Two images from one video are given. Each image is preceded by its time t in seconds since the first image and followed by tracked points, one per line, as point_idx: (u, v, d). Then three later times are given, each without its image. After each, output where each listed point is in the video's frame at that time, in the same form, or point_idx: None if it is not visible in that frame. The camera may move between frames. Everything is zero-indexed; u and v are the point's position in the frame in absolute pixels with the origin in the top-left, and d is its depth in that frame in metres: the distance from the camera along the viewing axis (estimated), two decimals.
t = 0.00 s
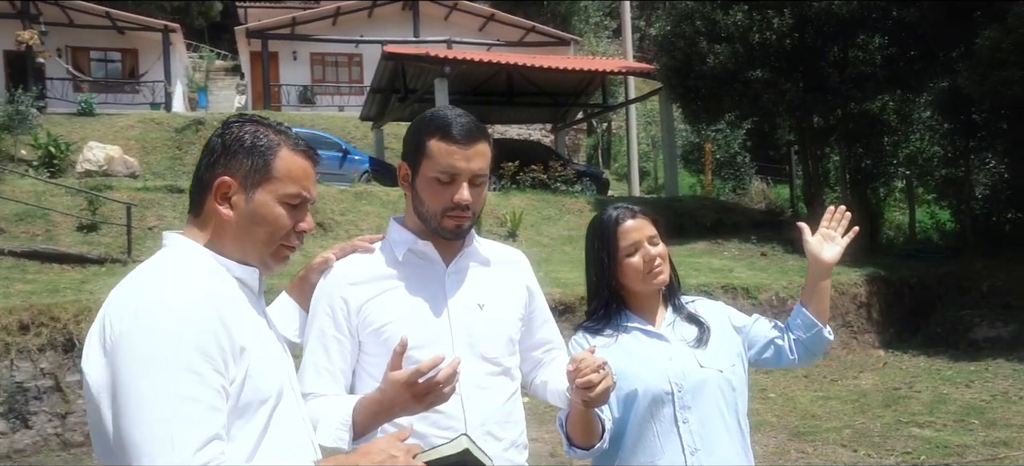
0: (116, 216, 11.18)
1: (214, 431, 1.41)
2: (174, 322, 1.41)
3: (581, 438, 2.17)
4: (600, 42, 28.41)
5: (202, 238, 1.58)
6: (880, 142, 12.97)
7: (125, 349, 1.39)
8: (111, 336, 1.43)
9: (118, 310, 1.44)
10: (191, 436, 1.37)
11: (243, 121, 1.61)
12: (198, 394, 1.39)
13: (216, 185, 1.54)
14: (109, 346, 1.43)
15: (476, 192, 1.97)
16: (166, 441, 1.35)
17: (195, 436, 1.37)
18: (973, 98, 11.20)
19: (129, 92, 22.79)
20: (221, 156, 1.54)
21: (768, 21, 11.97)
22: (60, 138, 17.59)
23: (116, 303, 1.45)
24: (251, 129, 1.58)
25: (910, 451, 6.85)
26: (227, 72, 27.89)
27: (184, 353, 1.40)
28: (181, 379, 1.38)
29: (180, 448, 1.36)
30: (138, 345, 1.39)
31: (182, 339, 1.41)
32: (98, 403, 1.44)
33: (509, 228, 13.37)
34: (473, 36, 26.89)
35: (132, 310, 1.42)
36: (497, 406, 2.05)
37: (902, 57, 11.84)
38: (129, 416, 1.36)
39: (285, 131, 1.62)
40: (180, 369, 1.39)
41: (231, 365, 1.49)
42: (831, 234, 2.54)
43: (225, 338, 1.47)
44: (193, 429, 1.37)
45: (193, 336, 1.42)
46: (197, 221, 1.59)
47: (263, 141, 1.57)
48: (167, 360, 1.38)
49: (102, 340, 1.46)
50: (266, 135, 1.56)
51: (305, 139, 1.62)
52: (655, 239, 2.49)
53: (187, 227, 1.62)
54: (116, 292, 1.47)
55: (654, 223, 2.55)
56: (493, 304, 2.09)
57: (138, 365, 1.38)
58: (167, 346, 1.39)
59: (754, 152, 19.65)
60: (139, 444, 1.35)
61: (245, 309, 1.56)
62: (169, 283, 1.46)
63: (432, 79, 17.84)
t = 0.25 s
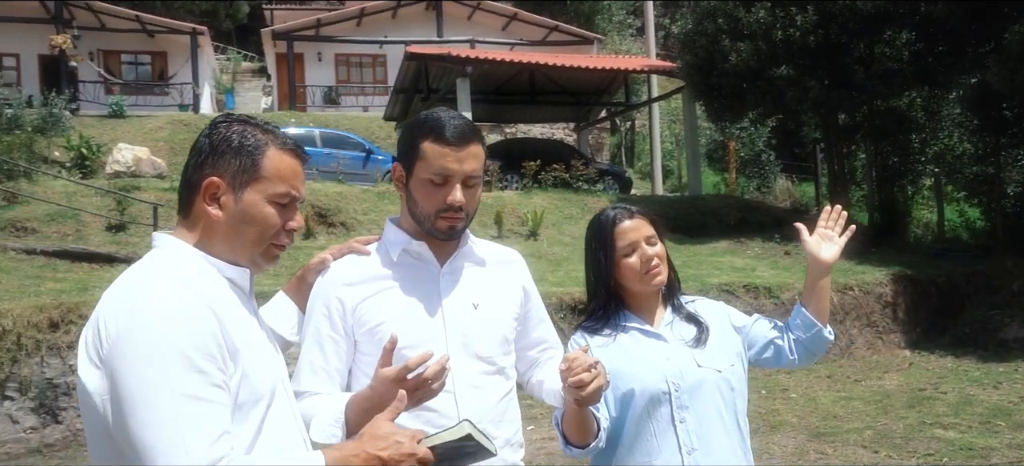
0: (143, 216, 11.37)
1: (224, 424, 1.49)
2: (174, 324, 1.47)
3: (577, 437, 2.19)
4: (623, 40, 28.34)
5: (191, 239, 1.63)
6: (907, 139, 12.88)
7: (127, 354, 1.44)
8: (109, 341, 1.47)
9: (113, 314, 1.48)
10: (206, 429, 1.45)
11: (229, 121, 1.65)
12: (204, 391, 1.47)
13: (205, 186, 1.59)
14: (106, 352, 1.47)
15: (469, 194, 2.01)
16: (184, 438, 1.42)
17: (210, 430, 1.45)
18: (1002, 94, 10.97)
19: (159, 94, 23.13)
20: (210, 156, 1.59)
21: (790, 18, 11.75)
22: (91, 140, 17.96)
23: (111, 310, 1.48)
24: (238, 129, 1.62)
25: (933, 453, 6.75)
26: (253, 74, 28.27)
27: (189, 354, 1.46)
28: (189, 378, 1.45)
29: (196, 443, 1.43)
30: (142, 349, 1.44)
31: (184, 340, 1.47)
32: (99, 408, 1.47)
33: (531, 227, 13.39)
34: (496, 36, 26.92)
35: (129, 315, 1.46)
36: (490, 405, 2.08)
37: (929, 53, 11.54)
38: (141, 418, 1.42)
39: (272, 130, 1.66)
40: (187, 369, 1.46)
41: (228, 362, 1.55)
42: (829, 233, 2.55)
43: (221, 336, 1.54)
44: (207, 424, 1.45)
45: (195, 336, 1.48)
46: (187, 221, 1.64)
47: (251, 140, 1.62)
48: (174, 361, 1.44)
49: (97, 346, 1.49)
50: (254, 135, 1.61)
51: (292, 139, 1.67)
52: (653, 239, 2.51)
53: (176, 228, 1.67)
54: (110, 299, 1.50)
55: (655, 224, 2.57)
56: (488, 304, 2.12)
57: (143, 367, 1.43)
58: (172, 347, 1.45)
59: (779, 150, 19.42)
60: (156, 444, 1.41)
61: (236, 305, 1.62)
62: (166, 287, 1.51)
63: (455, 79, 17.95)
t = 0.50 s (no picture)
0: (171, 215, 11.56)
1: (227, 417, 1.54)
2: (169, 324, 1.50)
3: (572, 435, 2.20)
4: (650, 37, 28.20)
5: (181, 238, 1.68)
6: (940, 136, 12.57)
7: (127, 356, 1.47)
8: (106, 345, 1.49)
9: (105, 319, 1.51)
10: (212, 424, 1.49)
11: (215, 121, 1.70)
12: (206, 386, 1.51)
13: (194, 186, 1.64)
14: (102, 357, 1.49)
15: (462, 194, 2.03)
16: (193, 434, 1.47)
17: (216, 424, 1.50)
18: None
19: (189, 96, 23.47)
20: (198, 156, 1.64)
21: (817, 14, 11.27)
22: (124, 141, 18.33)
23: (105, 316, 1.51)
24: (225, 129, 1.68)
25: (959, 456, 6.48)
26: (282, 74, 28.65)
27: (188, 351, 1.50)
28: (190, 375, 1.49)
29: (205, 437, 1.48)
30: (140, 350, 1.47)
31: (181, 338, 1.50)
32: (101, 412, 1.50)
33: (554, 226, 13.37)
34: (522, 35, 26.82)
35: (123, 318, 1.49)
36: (483, 403, 2.08)
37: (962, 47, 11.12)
38: (146, 418, 1.45)
39: (259, 130, 1.71)
40: (188, 366, 1.50)
41: (225, 358, 1.60)
42: (832, 232, 2.54)
43: (215, 331, 1.59)
44: (212, 417, 1.50)
45: (191, 333, 1.52)
46: (177, 221, 1.69)
47: (238, 140, 1.67)
48: (174, 360, 1.48)
49: (92, 353, 1.52)
50: (241, 134, 1.66)
51: (280, 138, 1.72)
52: (651, 237, 2.51)
53: (168, 228, 1.72)
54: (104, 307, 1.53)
55: (656, 224, 2.56)
56: (482, 303, 2.14)
57: (143, 368, 1.47)
58: (170, 347, 1.49)
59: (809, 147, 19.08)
60: (165, 443, 1.45)
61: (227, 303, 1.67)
62: (157, 290, 1.54)
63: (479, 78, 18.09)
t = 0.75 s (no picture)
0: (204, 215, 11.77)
1: (231, 414, 1.52)
2: (169, 322, 1.49)
3: (572, 433, 2.21)
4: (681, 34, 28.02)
5: (178, 239, 1.72)
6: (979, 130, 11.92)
7: (127, 354, 1.46)
8: (105, 346, 1.48)
9: (104, 320, 1.49)
10: (219, 421, 1.48)
11: (212, 124, 1.75)
12: (208, 383, 1.50)
13: (190, 189, 1.69)
14: (102, 356, 1.47)
15: (460, 195, 2.06)
16: (202, 431, 1.45)
17: (224, 421, 1.49)
18: None
19: (224, 97, 23.88)
20: (194, 160, 1.69)
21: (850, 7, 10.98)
22: (160, 143, 18.71)
23: (103, 318, 1.49)
24: (221, 132, 1.72)
25: (992, 458, 6.23)
26: (314, 74, 29.03)
27: (191, 349, 1.49)
28: (194, 372, 1.48)
29: (214, 434, 1.47)
30: (143, 349, 1.45)
31: (182, 335, 1.49)
32: (102, 411, 1.48)
33: (582, 224, 13.33)
34: (551, 33, 26.82)
35: (122, 318, 1.47)
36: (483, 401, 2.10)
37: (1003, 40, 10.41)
38: (151, 418, 1.44)
39: (254, 132, 1.75)
40: (190, 362, 1.48)
41: (226, 355, 1.58)
42: (846, 232, 2.47)
43: (215, 329, 1.58)
44: (219, 413, 1.49)
45: (192, 331, 1.51)
46: (174, 223, 1.73)
47: (234, 142, 1.71)
48: (177, 358, 1.47)
49: (90, 355, 1.50)
50: (237, 137, 1.70)
51: (275, 140, 1.76)
52: (655, 236, 2.50)
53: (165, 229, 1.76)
54: (103, 308, 1.52)
55: (661, 224, 2.56)
56: (480, 302, 2.16)
57: (146, 368, 1.45)
58: (173, 345, 1.47)
59: (843, 144, 18.71)
60: (175, 442, 1.44)
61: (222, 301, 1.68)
62: (156, 290, 1.52)
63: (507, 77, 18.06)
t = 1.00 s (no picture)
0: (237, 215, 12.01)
1: (236, 412, 1.57)
2: (177, 324, 1.55)
3: (576, 431, 2.23)
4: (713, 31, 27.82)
5: (183, 242, 1.78)
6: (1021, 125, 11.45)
7: (135, 354, 1.52)
8: (113, 347, 1.54)
9: (113, 321, 1.55)
10: (226, 418, 1.54)
11: (214, 130, 1.80)
12: (213, 382, 1.55)
13: (193, 193, 1.75)
14: (110, 356, 1.53)
15: (462, 197, 2.10)
16: (208, 428, 1.51)
17: (229, 418, 1.54)
18: None
19: (259, 98, 24.26)
20: (196, 166, 1.75)
21: None
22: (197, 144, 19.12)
23: (111, 320, 1.55)
24: (223, 137, 1.78)
25: None
26: (347, 76, 29.38)
27: (197, 349, 1.55)
28: (200, 371, 1.54)
29: (219, 431, 1.52)
30: (150, 350, 1.51)
31: (188, 336, 1.55)
32: (110, 410, 1.54)
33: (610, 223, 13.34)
34: (581, 31, 26.82)
35: (130, 320, 1.53)
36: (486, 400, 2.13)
37: None
38: (159, 416, 1.49)
39: (255, 138, 1.80)
40: (197, 362, 1.54)
41: (230, 354, 1.64)
42: (861, 234, 2.41)
43: (219, 329, 1.63)
44: (226, 410, 1.54)
45: (197, 331, 1.57)
46: (178, 227, 1.79)
47: (236, 148, 1.77)
48: (184, 357, 1.52)
49: (98, 355, 1.55)
50: (238, 142, 1.76)
51: (276, 145, 1.82)
52: (662, 237, 2.50)
53: (170, 232, 1.83)
54: (110, 310, 1.57)
55: (668, 224, 2.55)
56: (484, 302, 2.20)
57: (153, 369, 1.51)
58: (178, 345, 1.53)
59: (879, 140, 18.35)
60: (181, 440, 1.49)
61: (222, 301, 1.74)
62: (163, 292, 1.58)
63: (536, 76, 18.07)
